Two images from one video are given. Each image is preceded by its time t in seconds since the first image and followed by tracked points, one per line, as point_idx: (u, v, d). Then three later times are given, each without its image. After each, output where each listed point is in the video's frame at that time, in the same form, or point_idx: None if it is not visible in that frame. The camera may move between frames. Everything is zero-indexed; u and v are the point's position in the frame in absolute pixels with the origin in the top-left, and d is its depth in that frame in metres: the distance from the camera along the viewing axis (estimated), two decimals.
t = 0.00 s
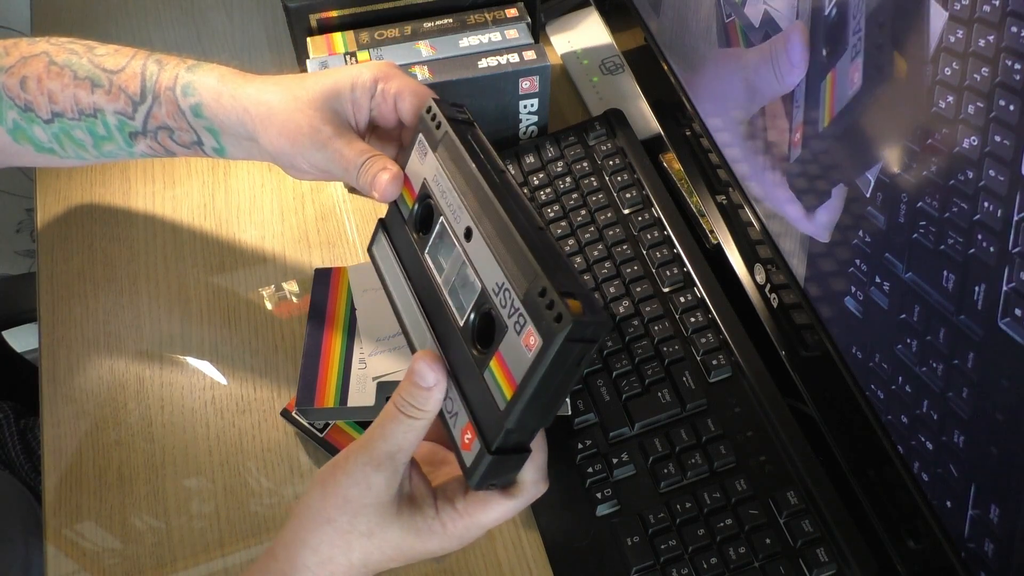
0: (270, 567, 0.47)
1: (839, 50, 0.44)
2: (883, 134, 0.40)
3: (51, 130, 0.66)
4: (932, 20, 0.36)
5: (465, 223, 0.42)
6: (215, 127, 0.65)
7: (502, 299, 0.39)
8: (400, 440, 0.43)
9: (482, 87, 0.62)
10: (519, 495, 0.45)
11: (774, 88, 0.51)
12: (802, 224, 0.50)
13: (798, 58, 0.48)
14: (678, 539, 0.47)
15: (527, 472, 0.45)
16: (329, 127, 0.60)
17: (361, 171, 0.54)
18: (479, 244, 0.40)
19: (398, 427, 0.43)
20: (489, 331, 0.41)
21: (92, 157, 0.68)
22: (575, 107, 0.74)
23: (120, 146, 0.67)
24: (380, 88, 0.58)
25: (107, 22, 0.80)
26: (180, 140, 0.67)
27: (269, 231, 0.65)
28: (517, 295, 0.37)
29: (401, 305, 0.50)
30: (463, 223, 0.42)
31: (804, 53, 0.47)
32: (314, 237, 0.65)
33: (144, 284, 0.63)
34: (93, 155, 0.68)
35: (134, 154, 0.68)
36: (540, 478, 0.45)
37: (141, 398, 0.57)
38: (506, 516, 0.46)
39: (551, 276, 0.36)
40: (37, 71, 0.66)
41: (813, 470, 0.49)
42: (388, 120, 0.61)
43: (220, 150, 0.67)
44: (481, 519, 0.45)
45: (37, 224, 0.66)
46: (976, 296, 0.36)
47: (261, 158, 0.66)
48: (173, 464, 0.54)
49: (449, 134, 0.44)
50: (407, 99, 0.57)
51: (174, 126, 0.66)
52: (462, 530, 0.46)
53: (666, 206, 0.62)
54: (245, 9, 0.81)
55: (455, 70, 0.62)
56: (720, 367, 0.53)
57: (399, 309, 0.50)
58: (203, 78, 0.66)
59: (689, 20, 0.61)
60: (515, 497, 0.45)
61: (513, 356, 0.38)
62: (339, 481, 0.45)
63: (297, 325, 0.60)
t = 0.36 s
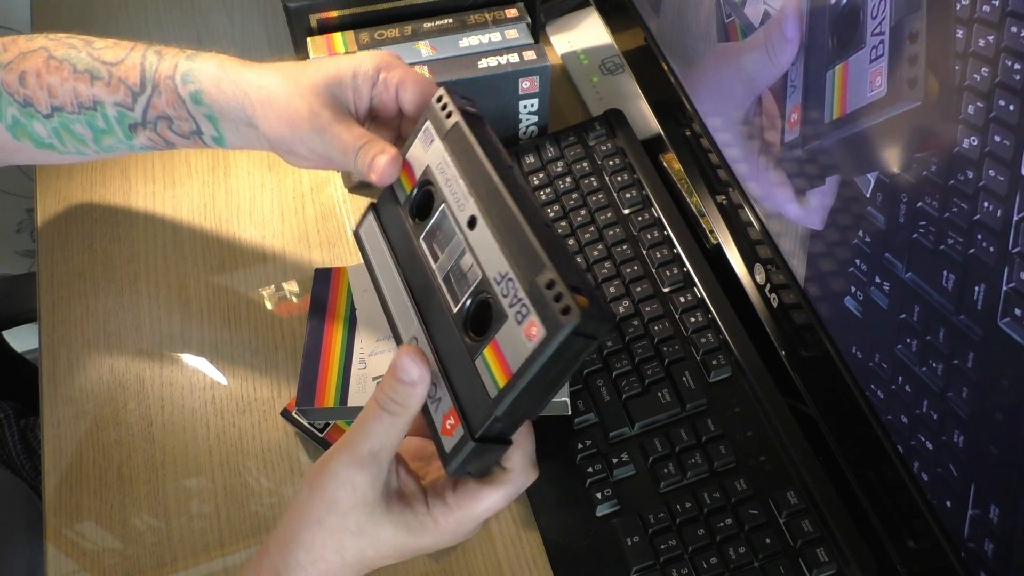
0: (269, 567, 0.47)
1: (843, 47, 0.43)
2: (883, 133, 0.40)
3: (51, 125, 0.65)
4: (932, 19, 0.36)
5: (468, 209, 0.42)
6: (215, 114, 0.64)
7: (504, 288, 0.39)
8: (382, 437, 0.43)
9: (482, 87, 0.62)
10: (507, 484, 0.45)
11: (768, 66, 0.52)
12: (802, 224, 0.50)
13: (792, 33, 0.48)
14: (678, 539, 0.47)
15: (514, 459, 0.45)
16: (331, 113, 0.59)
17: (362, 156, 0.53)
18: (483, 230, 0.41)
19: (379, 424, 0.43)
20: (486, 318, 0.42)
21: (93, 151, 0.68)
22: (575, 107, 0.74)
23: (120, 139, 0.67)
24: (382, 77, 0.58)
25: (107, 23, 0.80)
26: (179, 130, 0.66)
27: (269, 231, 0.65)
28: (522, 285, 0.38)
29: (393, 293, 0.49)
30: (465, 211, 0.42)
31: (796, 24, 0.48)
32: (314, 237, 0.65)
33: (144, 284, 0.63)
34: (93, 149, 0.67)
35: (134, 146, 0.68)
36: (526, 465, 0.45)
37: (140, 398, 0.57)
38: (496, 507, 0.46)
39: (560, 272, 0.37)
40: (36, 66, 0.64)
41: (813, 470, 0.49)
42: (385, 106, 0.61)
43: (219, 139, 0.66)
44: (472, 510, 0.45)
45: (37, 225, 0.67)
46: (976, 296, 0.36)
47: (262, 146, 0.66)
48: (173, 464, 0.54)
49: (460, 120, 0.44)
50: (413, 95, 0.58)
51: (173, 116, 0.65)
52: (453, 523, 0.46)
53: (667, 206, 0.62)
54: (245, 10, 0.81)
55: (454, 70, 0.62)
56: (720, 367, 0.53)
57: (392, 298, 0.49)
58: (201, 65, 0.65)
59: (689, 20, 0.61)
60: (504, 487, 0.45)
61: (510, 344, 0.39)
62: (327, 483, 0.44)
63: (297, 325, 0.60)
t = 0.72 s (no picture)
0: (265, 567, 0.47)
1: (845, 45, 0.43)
2: (884, 133, 0.40)
3: (57, 110, 0.64)
4: (931, 20, 0.36)
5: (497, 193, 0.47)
6: (225, 79, 0.63)
7: (513, 276, 0.44)
8: (360, 442, 0.41)
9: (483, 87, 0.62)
10: (503, 444, 0.46)
11: (766, 49, 0.52)
12: (801, 224, 0.50)
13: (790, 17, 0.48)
14: (678, 539, 0.47)
15: (509, 419, 0.46)
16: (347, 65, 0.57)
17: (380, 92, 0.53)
18: (512, 220, 0.46)
19: (360, 431, 0.41)
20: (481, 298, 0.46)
21: (100, 136, 0.66)
22: (575, 107, 0.74)
23: (127, 120, 0.65)
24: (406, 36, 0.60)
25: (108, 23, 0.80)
26: (187, 104, 0.65)
27: (269, 231, 0.65)
28: (535, 283, 0.43)
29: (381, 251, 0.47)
30: (492, 194, 0.47)
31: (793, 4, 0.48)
32: (314, 236, 0.65)
33: (144, 284, 0.63)
34: (101, 134, 0.66)
35: (141, 126, 0.66)
36: (519, 426, 0.47)
37: (140, 398, 0.57)
38: (491, 468, 0.47)
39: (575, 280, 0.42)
40: (41, 51, 0.63)
41: (813, 470, 0.49)
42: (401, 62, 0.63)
43: (227, 108, 0.65)
44: (468, 474, 0.46)
45: (37, 225, 0.67)
46: (976, 295, 0.36)
47: (268, 112, 0.65)
48: (174, 464, 0.54)
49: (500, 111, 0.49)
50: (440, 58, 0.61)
51: (182, 87, 0.63)
52: (448, 492, 0.46)
53: (666, 206, 0.62)
54: (245, 9, 0.81)
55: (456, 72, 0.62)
56: (720, 367, 0.53)
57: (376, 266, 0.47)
58: (211, 32, 0.63)
59: (689, 20, 0.61)
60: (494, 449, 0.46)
61: (507, 328, 0.42)
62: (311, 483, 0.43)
63: (297, 324, 0.60)
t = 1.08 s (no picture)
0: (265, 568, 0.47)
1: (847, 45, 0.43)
2: (883, 134, 0.40)
3: (63, 109, 0.64)
4: (931, 21, 0.36)
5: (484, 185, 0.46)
6: (233, 76, 0.63)
7: (486, 270, 0.43)
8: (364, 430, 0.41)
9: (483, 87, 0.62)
10: (488, 422, 0.46)
11: (767, 49, 0.51)
12: (801, 224, 0.50)
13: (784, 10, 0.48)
14: (678, 539, 0.47)
15: (493, 398, 0.46)
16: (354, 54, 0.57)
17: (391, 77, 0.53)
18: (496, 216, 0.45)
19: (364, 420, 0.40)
20: (455, 287, 0.45)
21: (105, 135, 0.67)
22: (575, 107, 0.74)
23: (134, 118, 0.66)
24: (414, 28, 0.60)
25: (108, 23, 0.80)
26: (194, 101, 0.65)
27: (269, 231, 0.65)
28: (506, 280, 0.42)
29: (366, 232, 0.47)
30: (480, 186, 0.46)
31: None
32: (314, 236, 0.65)
33: (144, 283, 0.63)
34: (106, 132, 0.66)
35: (147, 124, 0.67)
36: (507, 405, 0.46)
37: (140, 398, 0.57)
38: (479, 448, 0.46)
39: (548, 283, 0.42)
40: (46, 50, 0.63)
41: (813, 470, 0.49)
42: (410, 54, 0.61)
43: (235, 105, 0.65)
44: (453, 453, 0.46)
45: (37, 225, 0.67)
46: (976, 296, 0.36)
47: (275, 106, 0.65)
48: (174, 465, 0.54)
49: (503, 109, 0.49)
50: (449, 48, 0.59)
51: (189, 84, 0.64)
52: (434, 470, 0.46)
53: (666, 206, 0.62)
54: (245, 9, 0.81)
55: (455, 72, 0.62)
56: (720, 367, 0.53)
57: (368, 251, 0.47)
58: (218, 30, 0.63)
59: (689, 19, 0.61)
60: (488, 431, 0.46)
61: (473, 320, 0.42)
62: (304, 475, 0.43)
63: (297, 324, 0.60)
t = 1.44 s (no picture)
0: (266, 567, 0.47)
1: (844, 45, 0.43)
2: (883, 133, 0.40)
3: (54, 113, 0.64)
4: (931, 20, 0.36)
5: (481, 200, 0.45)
6: (216, 83, 0.63)
7: (502, 296, 0.44)
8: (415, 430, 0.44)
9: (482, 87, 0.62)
10: (509, 422, 0.45)
11: (767, 48, 0.51)
12: (801, 224, 0.50)
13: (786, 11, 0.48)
14: (678, 539, 0.47)
15: (518, 401, 0.46)
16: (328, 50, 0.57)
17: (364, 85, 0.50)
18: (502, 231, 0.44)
19: (416, 420, 0.43)
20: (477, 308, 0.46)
21: (98, 139, 0.66)
22: (575, 107, 0.74)
23: (124, 123, 0.66)
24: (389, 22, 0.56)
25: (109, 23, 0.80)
26: (182, 107, 0.65)
27: (269, 231, 0.65)
28: (523, 304, 0.43)
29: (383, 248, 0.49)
30: (476, 202, 0.45)
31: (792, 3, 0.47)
32: (314, 237, 0.65)
33: (144, 283, 0.63)
34: (98, 137, 0.66)
35: (138, 129, 0.66)
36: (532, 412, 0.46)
37: (141, 398, 0.57)
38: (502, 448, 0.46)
39: (562, 306, 0.42)
40: (36, 55, 0.63)
41: (813, 471, 0.49)
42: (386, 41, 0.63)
43: (223, 110, 0.65)
44: (478, 450, 0.46)
45: (37, 225, 0.67)
46: (976, 296, 0.36)
47: (266, 109, 0.64)
48: (173, 464, 0.54)
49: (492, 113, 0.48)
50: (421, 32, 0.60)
51: (175, 91, 0.63)
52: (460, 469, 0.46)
53: (666, 207, 0.62)
54: (245, 9, 0.81)
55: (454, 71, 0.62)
56: (720, 367, 0.53)
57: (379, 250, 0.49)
58: (198, 35, 0.63)
59: (689, 20, 0.61)
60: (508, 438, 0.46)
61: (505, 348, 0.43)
62: (336, 461, 0.45)
63: (297, 324, 0.60)
